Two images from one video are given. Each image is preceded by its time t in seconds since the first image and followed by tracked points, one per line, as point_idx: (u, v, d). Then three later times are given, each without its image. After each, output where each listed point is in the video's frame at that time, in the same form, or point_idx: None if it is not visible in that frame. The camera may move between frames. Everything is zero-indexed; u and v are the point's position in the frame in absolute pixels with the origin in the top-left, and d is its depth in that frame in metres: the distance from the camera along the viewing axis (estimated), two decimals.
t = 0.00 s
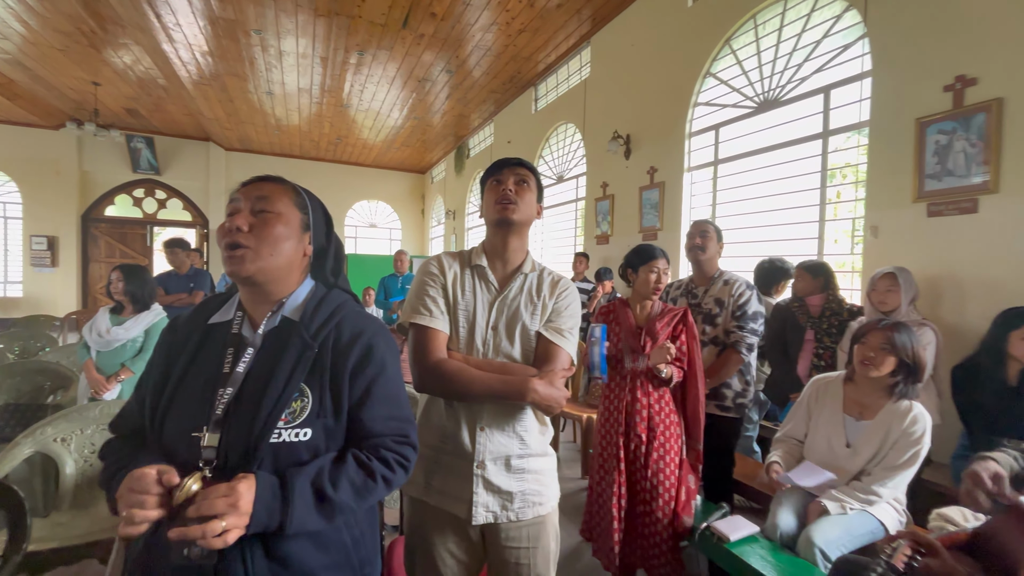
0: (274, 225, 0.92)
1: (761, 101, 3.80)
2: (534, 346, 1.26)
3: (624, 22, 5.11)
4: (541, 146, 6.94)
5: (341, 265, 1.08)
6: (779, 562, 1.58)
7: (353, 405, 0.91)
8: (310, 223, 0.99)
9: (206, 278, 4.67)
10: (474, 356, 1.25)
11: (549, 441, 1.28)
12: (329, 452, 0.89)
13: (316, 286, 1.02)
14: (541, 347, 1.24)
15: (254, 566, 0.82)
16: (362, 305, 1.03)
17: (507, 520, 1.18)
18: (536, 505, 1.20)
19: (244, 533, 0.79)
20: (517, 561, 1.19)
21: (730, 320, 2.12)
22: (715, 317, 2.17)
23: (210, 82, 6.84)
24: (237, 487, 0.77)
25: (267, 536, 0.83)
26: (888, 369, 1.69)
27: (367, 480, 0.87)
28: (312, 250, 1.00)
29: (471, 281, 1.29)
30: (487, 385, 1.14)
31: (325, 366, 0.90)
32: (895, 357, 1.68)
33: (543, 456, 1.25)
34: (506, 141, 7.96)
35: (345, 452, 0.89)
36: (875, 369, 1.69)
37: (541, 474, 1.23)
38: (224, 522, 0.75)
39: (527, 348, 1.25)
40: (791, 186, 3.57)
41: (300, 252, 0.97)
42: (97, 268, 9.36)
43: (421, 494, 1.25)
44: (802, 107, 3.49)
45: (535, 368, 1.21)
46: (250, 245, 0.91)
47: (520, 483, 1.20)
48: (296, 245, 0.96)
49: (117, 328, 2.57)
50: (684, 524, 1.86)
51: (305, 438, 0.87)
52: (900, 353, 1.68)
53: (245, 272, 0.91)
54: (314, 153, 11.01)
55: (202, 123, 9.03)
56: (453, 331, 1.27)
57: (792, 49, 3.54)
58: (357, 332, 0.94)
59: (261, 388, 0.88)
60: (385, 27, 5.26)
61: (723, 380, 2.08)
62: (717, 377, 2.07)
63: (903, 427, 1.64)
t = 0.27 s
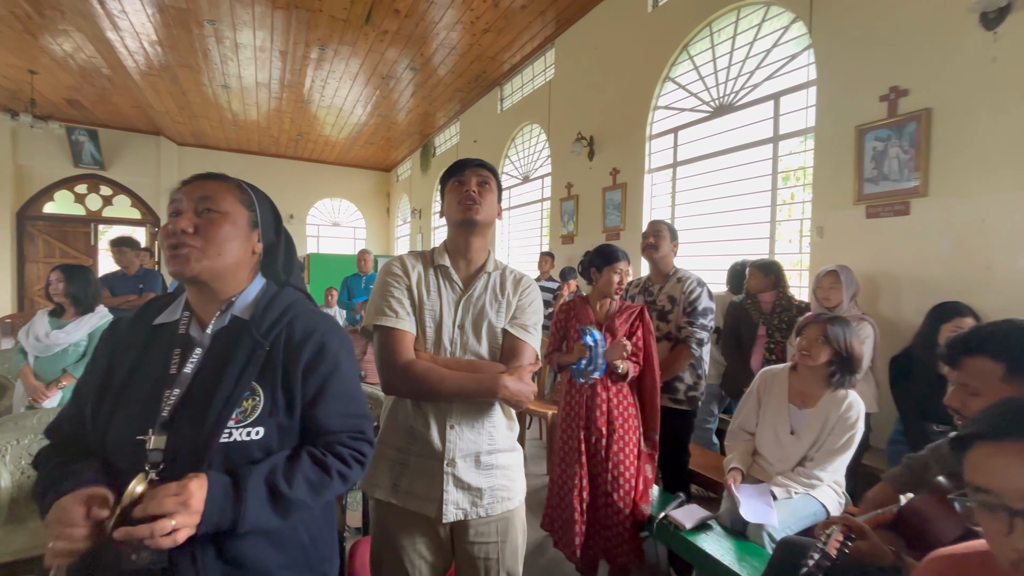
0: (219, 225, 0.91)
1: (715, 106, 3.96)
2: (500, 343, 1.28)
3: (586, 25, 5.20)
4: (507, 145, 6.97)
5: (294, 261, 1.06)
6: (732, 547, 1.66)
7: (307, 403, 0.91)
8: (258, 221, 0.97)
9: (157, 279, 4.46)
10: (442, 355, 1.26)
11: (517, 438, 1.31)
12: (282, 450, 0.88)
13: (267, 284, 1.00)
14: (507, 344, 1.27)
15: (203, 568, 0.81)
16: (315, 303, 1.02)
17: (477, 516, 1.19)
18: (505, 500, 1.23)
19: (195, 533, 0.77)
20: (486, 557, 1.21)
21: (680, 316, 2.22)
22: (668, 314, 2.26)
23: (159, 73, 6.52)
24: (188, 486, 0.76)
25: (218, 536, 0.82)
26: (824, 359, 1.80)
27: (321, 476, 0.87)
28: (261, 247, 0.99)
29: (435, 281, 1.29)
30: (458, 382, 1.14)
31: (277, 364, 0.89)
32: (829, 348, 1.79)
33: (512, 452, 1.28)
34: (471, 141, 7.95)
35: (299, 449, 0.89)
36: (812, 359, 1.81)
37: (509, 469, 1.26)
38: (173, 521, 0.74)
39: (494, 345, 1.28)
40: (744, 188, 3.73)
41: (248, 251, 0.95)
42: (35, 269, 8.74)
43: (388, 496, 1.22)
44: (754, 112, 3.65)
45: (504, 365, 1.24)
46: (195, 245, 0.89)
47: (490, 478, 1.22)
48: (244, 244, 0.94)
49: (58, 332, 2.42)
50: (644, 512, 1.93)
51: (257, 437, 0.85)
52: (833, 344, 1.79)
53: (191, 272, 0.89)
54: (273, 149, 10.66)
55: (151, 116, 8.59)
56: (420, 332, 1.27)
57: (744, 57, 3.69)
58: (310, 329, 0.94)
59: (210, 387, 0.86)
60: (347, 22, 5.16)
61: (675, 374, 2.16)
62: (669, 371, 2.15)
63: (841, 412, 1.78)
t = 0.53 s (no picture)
0: (164, 222, 0.87)
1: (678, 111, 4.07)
2: (478, 336, 1.28)
3: (554, 29, 5.27)
4: (476, 145, 6.96)
5: (243, 259, 1.03)
6: (695, 538, 1.71)
7: (256, 399, 0.89)
8: (205, 219, 0.94)
9: (108, 280, 4.24)
10: (421, 353, 1.25)
11: (499, 432, 1.31)
12: (229, 447, 0.86)
13: (216, 283, 0.98)
14: (485, 338, 1.27)
15: (146, 565, 0.79)
16: (266, 302, 1.00)
17: (460, 509, 1.18)
18: (488, 492, 1.22)
19: (136, 530, 0.75)
20: (470, 549, 1.20)
21: (636, 313, 2.29)
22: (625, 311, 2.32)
23: (110, 64, 6.22)
24: (129, 482, 0.73)
25: (161, 535, 0.80)
26: (765, 351, 1.91)
27: (270, 472, 0.86)
28: (209, 245, 0.95)
29: (410, 279, 1.28)
30: (441, 381, 1.15)
31: (224, 361, 0.87)
32: (769, 340, 1.90)
33: (495, 445, 1.28)
34: (441, 141, 7.92)
35: (248, 446, 0.88)
36: (755, 351, 1.92)
37: (492, 462, 1.25)
38: (112, 518, 0.71)
39: (472, 338, 1.28)
40: (705, 191, 3.86)
41: (195, 249, 0.92)
42: None
43: (371, 495, 1.18)
44: (714, 118, 3.79)
45: (482, 358, 1.25)
46: (139, 242, 0.86)
47: (473, 471, 1.21)
48: (191, 241, 0.91)
49: None
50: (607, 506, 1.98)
51: (203, 434, 0.83)
52: (772, 336, 1.90)
53: (133, 270, 0.86)
54: (234, 145, 10.31)
55: (101, 109, 8.18)
56: (398, 332, 1.26)
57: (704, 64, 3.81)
58: (259, 326, 0.91)
59: (153, 385, 0.84)
60: (312, 18, 5.06)
61: (633, 368, 2.23)
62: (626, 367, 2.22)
63: (785, 399, 1.88)
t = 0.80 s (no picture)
0: (110, 218, 0.80)
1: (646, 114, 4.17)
2: (460, 333, 1.29)
3: (526, 30, 5.31)
4: (449, 144, 6.94)
5: (191, 259, 0.95)
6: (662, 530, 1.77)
7: (206, 397, 0.85)
8: (153, 218, 0.87)
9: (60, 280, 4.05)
10: (403, 354, 1.24)
11: (482, 427, 1.32)
12: (178, 445, 0.82)
13: (161, 282, 0.90)
14: (466, 334, 1.28)
15: (90, 564, 0.75)
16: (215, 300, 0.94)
17: (448, 503, 1.18)
18: (475, 484, 1.22)
19: (82, 527, 0.72)
20: (458, 541, 1.20)
21: (600, 312, 2.35)
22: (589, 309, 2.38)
23: (61, 53, 5.92)
24: (75, 479, 0.70)
25: (106, 534, 0.76)
26: (714, 345, 2.01)
27: (221, 468, 0.83)
28: (156, 245, 0.88)
29: (388, 280, 1.25)
30: (427, 382, 1.14)
31: (173, 358, 0.83)
32: (717, 334, 2.00)
33: (480, 438, 1.28)
34: (412, 139, 7.86)
35: (198, 443, 0.84)
36: (705, 345, 2.02)
37: (478, 455, 1.25)
38: (60, 514, 0.68)
39: (454, 335, 1.28)
40: (672, 193, 3.97)
41: (142, 247, 0.85)
42: None
43: (360, 494, 1.15)
44: (681, 121, 3.90)
45: (465, 356, 1.24)
46: (82, 237, 0.79)
47: (460, 465, 1.21)
48: (139, 238, 0.84)
49: None
50: (577, 499, 2.02)
51: (150, 432, 0.80)
52: (719, 331, 2.00)
53: (76, 271, 0.79)
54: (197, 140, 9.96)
55: (51, 100, 7.77)
56: (379, 333, 1.24)
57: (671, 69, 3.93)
58: (209, 324, 0.87)
59: (94, 385, 0.79)
60: (278, 12, 4.94)
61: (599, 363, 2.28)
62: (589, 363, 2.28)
63: (737, 388, 1.97)
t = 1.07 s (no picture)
0: (48, 213, 0.75)
1: (621, 116, 4.23)
2: (445, 330, 1.29)
3: (502, 30, 5.33)
4: (425, 142, 6.89)
5: (138, 257, 0.91)
6: (635, 522, 1.80)
7: (159, 393, 0.81)
8: (95, 215, 0.82)
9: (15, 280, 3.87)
10: (390, 354, 1.23)
11: (470, 422, 1.32)
12: (130, 443, 0.79)
13: (107, 280, 0.85)
14: (452, 332, 1.28)
15: (37, 565, 0.72)
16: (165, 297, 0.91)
17: (440, 496, 1.19)
18: (466, 477, 1.24)
19: (28, 530, 0.68)
20: (450, 534, 1.21)
21: (574, 311, 2.41)
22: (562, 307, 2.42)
23: (15, 40, 5.64)
24: (20, 482, 0.66)
25: (53, 534, 0.73)
26: (674, 340, 2.07)
27: (176, 464, 0.80)
28: (97, 241, 0.83)
29: (370, 283, 1.24)
30: (416, 382, 1.14)
31: (123, 354, 0.79)
32: (676, 329, 2.06)
33: (469, 432, 1.29)
34: (388, 137, 7.78)
35: (151, 441, 0.80)
36: (665, 341, 2.08)
37: (466, 448, 1.27)
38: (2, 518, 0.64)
39: (440, 333, 1.28)
40: (645, 193, 4.05)
41: (82, 243, 0.80)
42: None
43: (353, 494, 1.14)
44: (654, 123, 3.98)
45: (451, 355, 1.25)
46: (18, 234, 0.73)
47: (450, 459, 1.21)
48: (79, 235, 0.79)
49: None
50: (553, 494, 2.07)
51: (100, 430, 0.76)
52: (678, 326, 2.07)
53: (13, 269, 0.74)
54: (163, 134, 9.63)
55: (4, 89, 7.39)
56: (365, 336, 1.23)
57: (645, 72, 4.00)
58: (161, 319, 0.83)
59: (39, 383, 0.76)
60: (249, 4, 4.83)
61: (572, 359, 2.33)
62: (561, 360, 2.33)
63: (699, 378, 2.05)
